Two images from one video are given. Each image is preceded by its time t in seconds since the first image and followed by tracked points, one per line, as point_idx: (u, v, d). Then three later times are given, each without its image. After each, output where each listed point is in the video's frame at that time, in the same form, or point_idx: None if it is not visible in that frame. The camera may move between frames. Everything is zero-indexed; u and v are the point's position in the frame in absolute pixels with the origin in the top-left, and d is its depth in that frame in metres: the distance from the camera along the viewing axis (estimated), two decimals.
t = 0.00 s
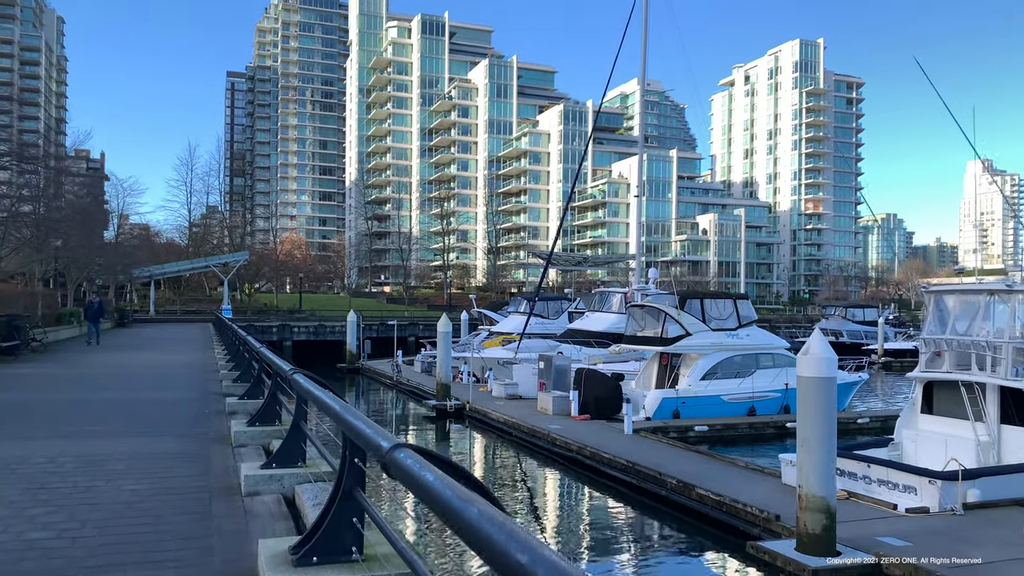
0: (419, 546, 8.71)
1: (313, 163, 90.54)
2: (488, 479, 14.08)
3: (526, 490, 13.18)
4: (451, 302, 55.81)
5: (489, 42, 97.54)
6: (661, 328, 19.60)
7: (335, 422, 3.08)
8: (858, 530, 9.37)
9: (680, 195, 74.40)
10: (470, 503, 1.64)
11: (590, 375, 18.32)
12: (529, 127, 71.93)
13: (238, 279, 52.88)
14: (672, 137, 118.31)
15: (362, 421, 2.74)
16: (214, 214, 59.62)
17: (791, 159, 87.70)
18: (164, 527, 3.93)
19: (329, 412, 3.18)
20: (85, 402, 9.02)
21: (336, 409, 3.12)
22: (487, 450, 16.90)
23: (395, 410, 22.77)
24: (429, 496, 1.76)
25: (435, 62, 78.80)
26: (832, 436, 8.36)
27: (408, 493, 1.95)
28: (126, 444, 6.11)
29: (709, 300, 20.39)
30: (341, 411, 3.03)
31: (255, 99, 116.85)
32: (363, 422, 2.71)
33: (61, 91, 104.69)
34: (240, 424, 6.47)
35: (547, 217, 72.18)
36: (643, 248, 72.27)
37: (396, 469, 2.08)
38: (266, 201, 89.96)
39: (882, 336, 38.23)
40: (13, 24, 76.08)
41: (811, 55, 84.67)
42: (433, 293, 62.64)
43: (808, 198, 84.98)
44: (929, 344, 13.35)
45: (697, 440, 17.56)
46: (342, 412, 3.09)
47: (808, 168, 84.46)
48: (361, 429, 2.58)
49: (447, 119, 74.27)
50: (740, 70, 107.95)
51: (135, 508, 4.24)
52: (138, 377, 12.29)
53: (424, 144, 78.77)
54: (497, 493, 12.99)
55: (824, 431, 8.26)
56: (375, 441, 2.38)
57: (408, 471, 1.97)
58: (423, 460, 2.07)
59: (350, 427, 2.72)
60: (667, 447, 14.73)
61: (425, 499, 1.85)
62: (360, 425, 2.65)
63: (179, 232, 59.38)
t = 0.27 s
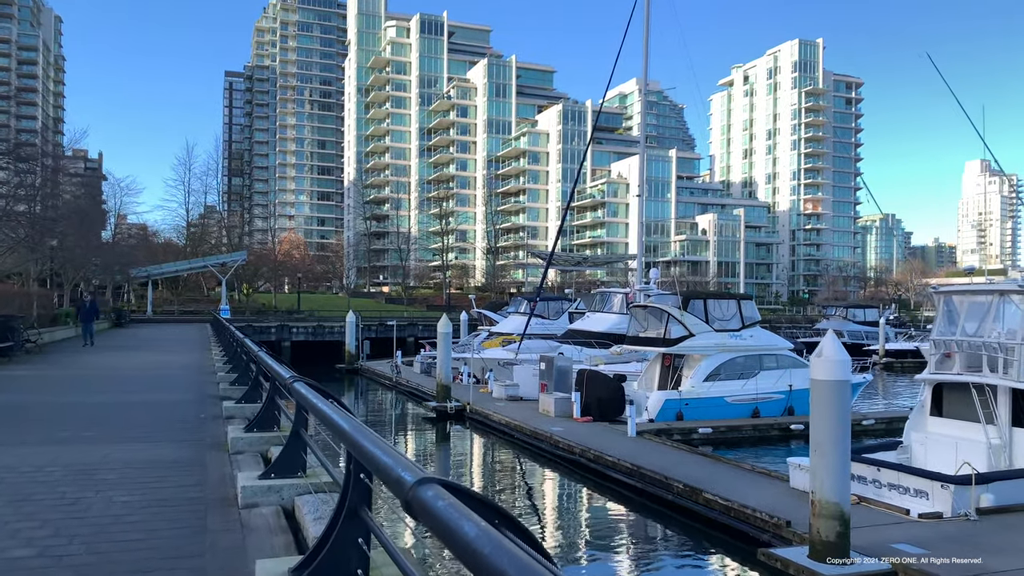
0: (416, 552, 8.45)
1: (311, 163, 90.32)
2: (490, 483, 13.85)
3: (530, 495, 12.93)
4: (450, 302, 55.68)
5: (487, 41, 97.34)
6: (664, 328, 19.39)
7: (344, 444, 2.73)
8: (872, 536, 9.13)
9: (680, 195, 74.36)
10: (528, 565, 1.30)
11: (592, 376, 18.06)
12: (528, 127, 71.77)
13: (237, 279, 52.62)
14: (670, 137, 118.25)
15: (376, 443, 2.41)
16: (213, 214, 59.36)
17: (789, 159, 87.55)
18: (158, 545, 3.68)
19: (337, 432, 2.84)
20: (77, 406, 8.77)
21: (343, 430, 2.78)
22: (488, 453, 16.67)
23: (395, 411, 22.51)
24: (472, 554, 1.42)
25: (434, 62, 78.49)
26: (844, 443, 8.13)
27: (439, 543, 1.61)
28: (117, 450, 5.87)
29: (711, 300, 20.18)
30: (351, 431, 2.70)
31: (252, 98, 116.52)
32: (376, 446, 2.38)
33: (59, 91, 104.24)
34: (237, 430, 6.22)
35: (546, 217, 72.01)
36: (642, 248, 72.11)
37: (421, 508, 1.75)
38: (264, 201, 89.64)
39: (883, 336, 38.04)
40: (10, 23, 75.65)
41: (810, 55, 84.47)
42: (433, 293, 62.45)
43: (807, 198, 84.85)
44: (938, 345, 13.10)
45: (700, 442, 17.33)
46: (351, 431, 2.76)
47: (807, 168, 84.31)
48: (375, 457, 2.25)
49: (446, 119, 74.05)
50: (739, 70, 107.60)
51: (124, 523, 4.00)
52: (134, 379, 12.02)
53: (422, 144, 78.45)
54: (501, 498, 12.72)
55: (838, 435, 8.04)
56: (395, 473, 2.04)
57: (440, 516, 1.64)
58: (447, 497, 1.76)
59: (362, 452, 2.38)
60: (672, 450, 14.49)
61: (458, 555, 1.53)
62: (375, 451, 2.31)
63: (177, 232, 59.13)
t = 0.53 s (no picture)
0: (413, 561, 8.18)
1: (308, 162, 90.01)
2: (491, 485, 13.61)
3: (532, 497, 12.69)
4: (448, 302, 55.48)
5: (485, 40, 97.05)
6: (666, 328, 19.15)
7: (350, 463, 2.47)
8: (885, 540, 8.91)
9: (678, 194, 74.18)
10: None
11: (594, 376, 17.83)
12: (526, 125, 71.53)
13: (234, 279, 52.30)
14: (668, 135, 118.02)
15: (388, 465, 2.16)
16: (210, 214, 59.03)
17: (788, 158, 87.36)
18: (145, 558, 3.45)
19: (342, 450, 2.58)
20: (68, 408, 8.51)
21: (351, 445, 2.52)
22: (489, 454, 16.40)
23: (393, 411, 22.26)
24: None
25: (431, 61, 78.16)
26: (859, 445, 7.90)
27: None
28: (107, 456, 5.62)
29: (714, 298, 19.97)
30: (359, 448, 2.44)
31: (249, 97, 116.06)
32: (391, 471, 2.13)
33: (55, 90, 103.75)
34: (233, 433, 5.97)
35: (544, 216, 71.81)
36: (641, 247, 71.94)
37: (448, 555, 1.51)
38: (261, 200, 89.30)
39: (884, 335, 37.86)
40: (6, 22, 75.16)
41: (809, 54, 84.22)
42: (431, 293, 62.17)
43: (805, 197, 84.70)
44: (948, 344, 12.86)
45: (704, 443, 17.11)
46: (358, 446, 2.51)
47: (806, 167, 84.20)
48: (391, 483, 2.00)
49: (444, 118, 73.76)
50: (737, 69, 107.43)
51: (111, 535, 3.75)
52: (128, 380, 11.75)
53: (420, 143, 78.13)
54: (503, 500, 12.48)
55: (851, 437, 7.81)
56: (413, 506, 1.80)
57: (473, 566, 1.40)
58: (478, 540, 1.53)
59: (374, 477, 2.13)
60: (676, 450, 14.26)
61: None
62: (390, 477, 2.06)
63: (174, 231, 58.82)
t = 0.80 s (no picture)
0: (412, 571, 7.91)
1: (307, 161, 89.78)
2: (495, 487, 13.36)
3: (535, 500, 12.44)
4: (447, 300, 55.27)
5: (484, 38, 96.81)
6: (669, 328, 18.84)
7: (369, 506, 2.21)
8: (900, 546, 8.68)
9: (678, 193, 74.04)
10: None
11: (597, 377, 17.61)
12: (525, 124, 71.31)
13: (232, 277, 52.01)
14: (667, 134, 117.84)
15: (412, 501, 1.94)
16: (208, 213, 58.75)
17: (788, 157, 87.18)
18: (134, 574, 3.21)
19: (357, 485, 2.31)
20: (62, 410, 8.24)
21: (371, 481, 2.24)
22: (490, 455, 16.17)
23: (393, 412, 22.03)
24: None
25: (430, 59, 77.90)
26: (875, 450, 7.66)
27: None
28: (97, 463, 5.34)
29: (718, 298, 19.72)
30: (378, 489, 2.17)
31: (247, 96, 115.71)
32: (423, 515, 1.88)
33: (52, 88, 103.29)
34: (229, 438, 5.72)
35: (544, 215, 71.61)
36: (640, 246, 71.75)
37: None
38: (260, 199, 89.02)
39: (885, 334, 37.64)
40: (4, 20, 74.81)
41: (809, 53, 84.02)
42: (430, 292, 61.95)
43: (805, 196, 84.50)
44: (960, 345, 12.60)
45: (708, 444, 16.89)
46: (378, 473, 2.23)
47: (805, 166, 84.06)
48: (424, 533, 1.73)
49: (443, 116, 73.52)
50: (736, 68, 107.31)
51: (98, 552, 3.50)
52: (123, 381, 11.49)
53: (419, 142, 77.82)
54: (506, 502, 12.24)
55: (867, 440, 7.58)
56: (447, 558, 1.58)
57: None
58: None
59: (404, 526, 1.87)
60: (682, 452, 14.01)
61: None
62: (415, 519, 1.83)
63: (172, 230, 58.57)
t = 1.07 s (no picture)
0: None
1: (305, 161, 89.51)
2: (498, 489, 13.16)
3: (539, 503, 12.23)
4: (446, 301, 55.02)
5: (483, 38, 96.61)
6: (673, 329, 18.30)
7: (384, 532, 1.91)
8: (914, 552, 8.49)
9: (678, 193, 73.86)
10: None
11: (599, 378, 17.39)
12: (524, 124, 71.05)
13: (230, 277, 51.71)
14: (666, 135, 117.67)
15: (436, 525, 1.72)
16: (206, 212, 58.46)
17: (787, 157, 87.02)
18: None
19: (370, 508, 2.03)
20: (56, 414, 8.02)
21: (388, 503, 1.94)
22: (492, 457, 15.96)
23: (393, 413, 21.83)
24: None
25: (429, 59, 77.64)
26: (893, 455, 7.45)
27: None
28: (89, 470, 5.11)
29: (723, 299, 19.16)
30: (402, 516, 1.85)
31: (245, 96, 115.44)
32: (445, 539, 1.67)
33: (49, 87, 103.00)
34: (228, 443, 5.49)
35: (543, 216, 71.35)
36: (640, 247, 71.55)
37: None
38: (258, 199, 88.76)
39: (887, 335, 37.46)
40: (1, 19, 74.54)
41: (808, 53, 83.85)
42: (429, 292, 61.74)
43: (804, 197, 84.34)
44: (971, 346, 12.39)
45: (712, 447, 16.70)
46: (394, 496, 2.02)
47: (805, 167, 83.93)
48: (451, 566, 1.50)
49: (442, 116, 73.26)
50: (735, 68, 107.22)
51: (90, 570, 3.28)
52: (120, 383, 11.26)
53: (418, 142, 77.57)
54: (509, 505, 12.04)
55: (886, 445, 7.36)
56: None
57: None
58: None
59: (428, 555, 1.64)
60: (688, 455, 13.79)
61: None
62: (445, 554, 1.54)
63: (170, 230, 58.34)
